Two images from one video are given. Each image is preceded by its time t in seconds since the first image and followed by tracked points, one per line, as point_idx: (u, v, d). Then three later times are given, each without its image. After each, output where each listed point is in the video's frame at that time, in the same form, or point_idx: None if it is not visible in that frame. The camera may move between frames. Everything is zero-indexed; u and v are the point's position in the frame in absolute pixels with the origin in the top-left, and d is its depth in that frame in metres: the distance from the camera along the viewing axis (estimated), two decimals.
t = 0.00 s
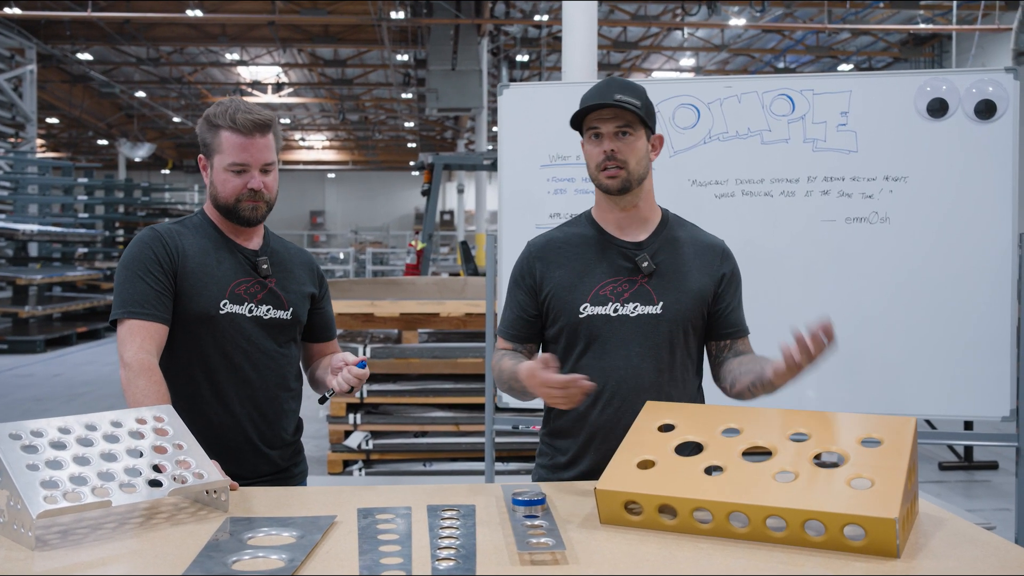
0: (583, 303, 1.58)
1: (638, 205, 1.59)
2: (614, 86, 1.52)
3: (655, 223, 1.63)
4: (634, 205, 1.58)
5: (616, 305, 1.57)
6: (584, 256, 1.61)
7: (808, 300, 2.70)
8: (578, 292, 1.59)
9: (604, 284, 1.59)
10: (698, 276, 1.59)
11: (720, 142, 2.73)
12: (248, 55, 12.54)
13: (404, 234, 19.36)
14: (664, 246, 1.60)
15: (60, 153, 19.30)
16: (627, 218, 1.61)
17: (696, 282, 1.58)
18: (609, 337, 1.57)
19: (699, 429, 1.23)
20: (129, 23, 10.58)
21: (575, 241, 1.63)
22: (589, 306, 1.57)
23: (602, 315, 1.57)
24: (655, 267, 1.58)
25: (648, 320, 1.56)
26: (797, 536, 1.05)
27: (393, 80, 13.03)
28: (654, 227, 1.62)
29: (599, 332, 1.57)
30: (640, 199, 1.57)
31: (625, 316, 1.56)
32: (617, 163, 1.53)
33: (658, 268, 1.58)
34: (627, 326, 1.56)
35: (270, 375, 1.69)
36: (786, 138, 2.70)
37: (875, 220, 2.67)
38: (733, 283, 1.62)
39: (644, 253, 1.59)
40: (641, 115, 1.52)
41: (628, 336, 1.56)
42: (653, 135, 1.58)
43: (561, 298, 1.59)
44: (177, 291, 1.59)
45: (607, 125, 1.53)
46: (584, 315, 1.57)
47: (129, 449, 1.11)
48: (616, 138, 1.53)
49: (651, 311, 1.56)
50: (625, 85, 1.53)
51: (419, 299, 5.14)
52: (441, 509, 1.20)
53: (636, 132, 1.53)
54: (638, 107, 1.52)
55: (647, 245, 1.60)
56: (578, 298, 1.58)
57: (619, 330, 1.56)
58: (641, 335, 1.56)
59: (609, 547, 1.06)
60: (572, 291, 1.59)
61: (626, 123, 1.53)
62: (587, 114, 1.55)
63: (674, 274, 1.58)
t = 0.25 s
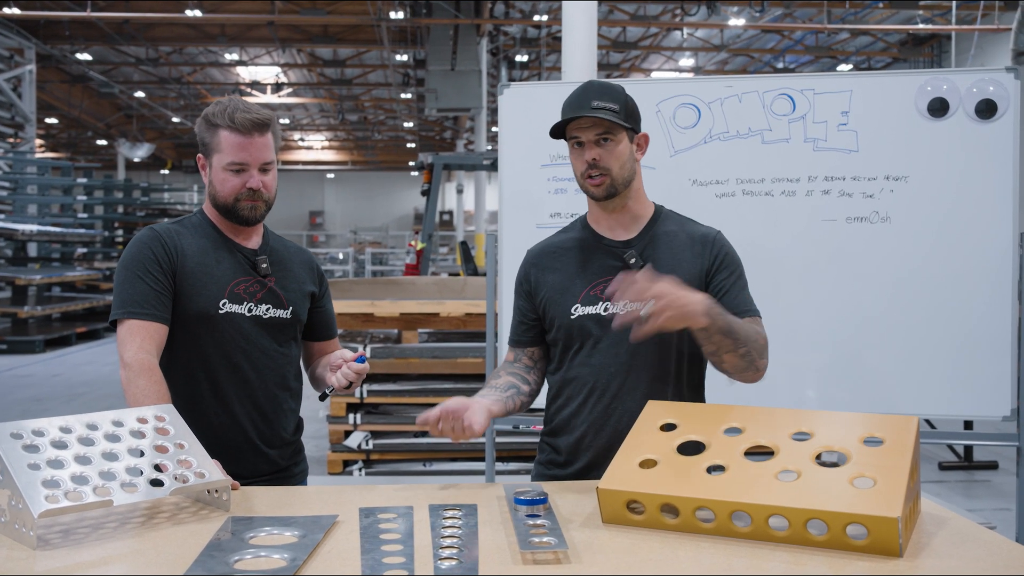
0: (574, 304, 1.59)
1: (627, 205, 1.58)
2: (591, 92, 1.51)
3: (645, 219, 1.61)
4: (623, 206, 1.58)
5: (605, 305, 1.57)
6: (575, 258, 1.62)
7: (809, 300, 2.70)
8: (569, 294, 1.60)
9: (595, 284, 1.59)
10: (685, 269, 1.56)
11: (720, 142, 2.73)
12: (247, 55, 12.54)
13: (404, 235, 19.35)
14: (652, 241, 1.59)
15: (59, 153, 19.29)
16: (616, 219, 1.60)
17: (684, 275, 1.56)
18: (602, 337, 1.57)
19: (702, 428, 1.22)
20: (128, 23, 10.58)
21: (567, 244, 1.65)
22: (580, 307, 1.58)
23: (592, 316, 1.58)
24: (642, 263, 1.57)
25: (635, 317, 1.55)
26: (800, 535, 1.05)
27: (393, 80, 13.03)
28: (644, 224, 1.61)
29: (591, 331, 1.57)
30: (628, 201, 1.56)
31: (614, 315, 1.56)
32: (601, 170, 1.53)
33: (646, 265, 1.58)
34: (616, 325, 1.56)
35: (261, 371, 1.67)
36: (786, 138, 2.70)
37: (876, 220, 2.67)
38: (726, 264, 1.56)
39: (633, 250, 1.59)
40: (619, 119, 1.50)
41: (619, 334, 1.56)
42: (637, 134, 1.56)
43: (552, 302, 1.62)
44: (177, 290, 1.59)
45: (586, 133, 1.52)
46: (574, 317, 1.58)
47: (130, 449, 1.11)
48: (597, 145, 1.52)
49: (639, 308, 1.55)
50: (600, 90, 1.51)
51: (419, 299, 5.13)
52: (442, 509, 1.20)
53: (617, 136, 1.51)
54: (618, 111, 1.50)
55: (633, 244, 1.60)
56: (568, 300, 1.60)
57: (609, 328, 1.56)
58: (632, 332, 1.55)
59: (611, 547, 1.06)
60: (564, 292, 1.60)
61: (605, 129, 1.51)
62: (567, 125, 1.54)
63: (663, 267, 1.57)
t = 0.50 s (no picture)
0: (566, 309, 1.61)
1: (616, 206, 1.58)
2: (577, 92, 1.52)
3: (636, 219, 1.61)
4: (612, 208, 1.58)
5: (596, 309, 1.58)
6: (568, 263, 1.64)
7: (808, 301, 2.70)
8: (562, 298, 1.62)
9: (585, 288, 1.60)
10: (671, 270, 1.54)
11: (720, 142, 2.73)
12: (247, 56, 12.55)
13: (403, 235, 19.36)
14: (640, 243, 1.58)
15: (58, 154, 19.29)
16: (606, 221, 1.60)
17: (670, 276, 1.54)
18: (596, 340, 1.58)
19: (702, 429, 1.22)
20: (128, 24, 10.59)
21: (563, 248, 1.66)
22: (571, 312, 1.60)
23: (584, 321, 1.59)
24: (630, 265, 1.57)
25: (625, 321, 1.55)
26: (801, 535, 1.05)
27: (392, 80, 13.03)
28: (633, 225, 1.60)
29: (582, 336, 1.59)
30: (616, 203, 1.56)
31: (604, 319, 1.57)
32: (586, 173, 1.53)
33: (635, 267, 1.57)
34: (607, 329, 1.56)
35: (255, 373, 1.66)
36: (786, 138, 2.70)
37: (876, 221, 2.67)
38: (714, 264, 1.52)
39: (621, 253, 1.58)
40: (605, 121, 1.50)
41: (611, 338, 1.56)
42: (625, 135, 1.56)
43: (548, 306, 1.64)
44: (176, 292, 1.59)
45: (571, 136, 1.52)
46: (568, 321, 1.60)
47: (131, 449, 1.11)
48: (582, 148, 1.52)
49: (627, 311, 1.55)
50: (586, 93, 1.51)
51: (419, 299, 5.13)
52: (443, 508, 1.20)
53: (602, 138, 1.51)
54: (603, 113, 1.51)
55: (622, 246, 1.59)
56: (561, 304, 1.61)
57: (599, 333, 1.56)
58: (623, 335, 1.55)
59: (613, 547, 1.06)
60: (558, 297, 1.62)
61: (591, 131, 1.51)
62: (553, 126, 1.54)
63: (650, 270, 1.55)
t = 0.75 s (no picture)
0: (566, 310, 1.62)
1: (613, 206, 1.58)
2: (575, 89, 1.55)
3: (636, 218, 1.60)
4: (609, 208, 1.58)
5: (594, 310, 1.58)
6: (568, 263, 1.65)
7: (808, 301, 2.70)
8: (562, 299, 1.63)
9: (584, 289, 1.61)
10: (669, 271, 1.53)
11: (720, 142, 2.73)
12: (246, 56, 12.57)
13: (402, 235, 19.36)
14: (637, 244, 1.58)
15: (58, 154, 19.29)
16: (606, 220, 1.61)
17: (668, 278, 1.53)
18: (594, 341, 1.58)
19: (702, 429, 1.22)
20: (127, 24, 10.60)
21: (564, 249, 1.67)
22: (570, 313, 1.61)
23: (583, 321, 1.59)
24: (627, 267, 1.57)
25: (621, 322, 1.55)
26: (801, 535, 1.05)
27: (392, 80, 13.04)
28: (632, 225, 1.60)
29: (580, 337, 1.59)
30: (612, 202, 1.56)
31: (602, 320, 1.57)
32: (575, 170, 1.55)
33: (631, 268, 1.57)
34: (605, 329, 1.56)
35: (253, 374, 1.66)
36: (786, 138, 2.70)
37: (875, 221, 2.67)
38: (713, 265, 1.50)
39: (619, 254, 1.58)
40: (597, 119, 1.51)
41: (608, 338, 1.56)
42: (622, 136, 1.55)
43: (549, 306, 1.65)
44: (175, 293, 1.59)
45: (563, 132, 1.54)
46: (567, 322, 1.60)
47: (131, 449, 1.11)
48: (573, 144, 1.54)
49: (623, 313, 1.55)
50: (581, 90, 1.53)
51: (418, 299, 5.13)
52: (443, 508, 1.20)
53: (593, 137, 1.52)
54: (597, 110, 1.51)
55: (621, 246, 1.59)
56: (562, 305, 1.62)
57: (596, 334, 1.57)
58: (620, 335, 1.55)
59: (613, 547, 1.06)
60: (558, 297, 1.63)
61: (583, 128, 1.52)
62: (548, 121, 1.56)
63: (647, 271, 1.55)
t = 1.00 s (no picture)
0: (568, 309, 1.63)
1: (613, 206, 1.59)
2: (577, 92, 1.58)
3: (639, 219, 1.60)
4: (608, 208, 1.59)
5: (594, 310, 1.59)
6: (574, 261, 1.66)
7: (808, 301, 2.71)
8: (565, 297, 1.64)
9: (584, 290, 1.62)
10: (668, 275, 1.51)
11: (720, 143, 2.73)
12: (246, 56, 12.59)
13: (402, 236, 19.36)
14: (639, 246, 1.57)
15: (57, 154, 19.30)
16: (608, 219, 1.61)
17: (666, 282, 1.51)
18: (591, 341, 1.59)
19: (702, 429, 1.23)
20: (127, 24, 10.62)
21: (571, 247, 1.68)
22: (571, 312, 1.62)
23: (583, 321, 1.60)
24: (627, 269, 1.56)
25: (620, 323, 1.55)
26: (800, 535, 1.05)
27: (391, 80, 13.05)
28: (636, 227, 1.59)
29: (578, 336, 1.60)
30: (609, 202, 1.57)
31: (601, 320, 1.57)
32: (569, 171, 1.59)
33: (631, 271, 1.56)
34: (604, 330, 1.56)
35: (250, 375, 1.66)
36: (785, 138, 2.71)
37: (875, 221, 2.67)
38: (710, 275, 1.46)
39: (619, 256, 1.58)
40: (585, 122, 1.53)
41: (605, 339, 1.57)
42: (617, 137, 1.54)
43: (553, 304, 1.67)
44: (176, 293, 1.59)
45: (558, 134, 1.58)
46: (568, 321, 1.62)
47: (131, 449, 1.11)
48: (565, 146, 1.57)
49: (620, 316, 1.55)
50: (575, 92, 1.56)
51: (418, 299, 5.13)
52: (443, 508, 1.20)
53: (583, 139, 1.54)
54: (586, 113, 1.54)
55: (625, 247, 1.59)
56: (565, 304, 1.63)
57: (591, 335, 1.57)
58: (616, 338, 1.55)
59: (613, 547, 1.06)
60: (562, 296, 1.65)
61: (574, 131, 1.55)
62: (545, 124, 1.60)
63: (645, 275, 1.54)
